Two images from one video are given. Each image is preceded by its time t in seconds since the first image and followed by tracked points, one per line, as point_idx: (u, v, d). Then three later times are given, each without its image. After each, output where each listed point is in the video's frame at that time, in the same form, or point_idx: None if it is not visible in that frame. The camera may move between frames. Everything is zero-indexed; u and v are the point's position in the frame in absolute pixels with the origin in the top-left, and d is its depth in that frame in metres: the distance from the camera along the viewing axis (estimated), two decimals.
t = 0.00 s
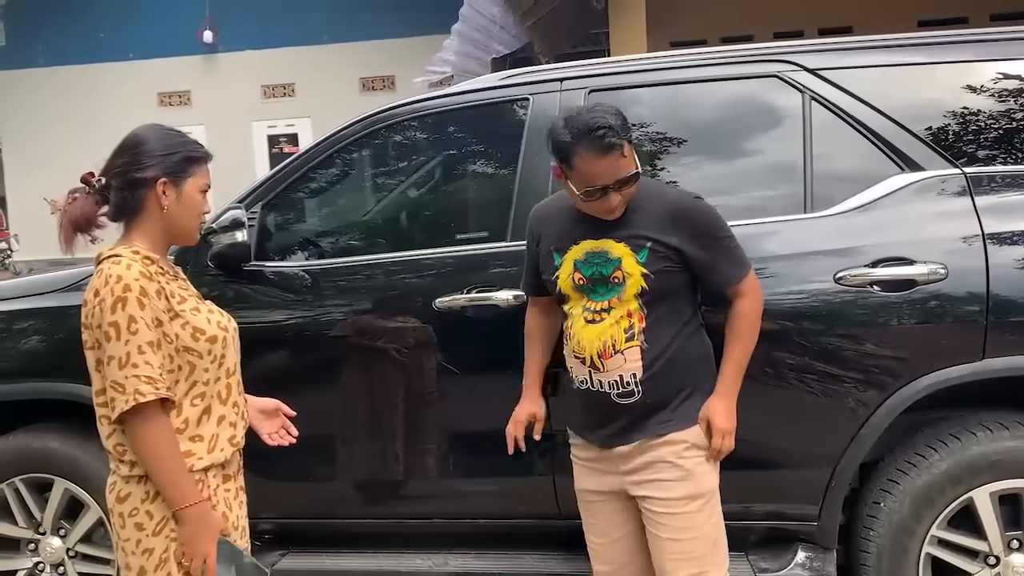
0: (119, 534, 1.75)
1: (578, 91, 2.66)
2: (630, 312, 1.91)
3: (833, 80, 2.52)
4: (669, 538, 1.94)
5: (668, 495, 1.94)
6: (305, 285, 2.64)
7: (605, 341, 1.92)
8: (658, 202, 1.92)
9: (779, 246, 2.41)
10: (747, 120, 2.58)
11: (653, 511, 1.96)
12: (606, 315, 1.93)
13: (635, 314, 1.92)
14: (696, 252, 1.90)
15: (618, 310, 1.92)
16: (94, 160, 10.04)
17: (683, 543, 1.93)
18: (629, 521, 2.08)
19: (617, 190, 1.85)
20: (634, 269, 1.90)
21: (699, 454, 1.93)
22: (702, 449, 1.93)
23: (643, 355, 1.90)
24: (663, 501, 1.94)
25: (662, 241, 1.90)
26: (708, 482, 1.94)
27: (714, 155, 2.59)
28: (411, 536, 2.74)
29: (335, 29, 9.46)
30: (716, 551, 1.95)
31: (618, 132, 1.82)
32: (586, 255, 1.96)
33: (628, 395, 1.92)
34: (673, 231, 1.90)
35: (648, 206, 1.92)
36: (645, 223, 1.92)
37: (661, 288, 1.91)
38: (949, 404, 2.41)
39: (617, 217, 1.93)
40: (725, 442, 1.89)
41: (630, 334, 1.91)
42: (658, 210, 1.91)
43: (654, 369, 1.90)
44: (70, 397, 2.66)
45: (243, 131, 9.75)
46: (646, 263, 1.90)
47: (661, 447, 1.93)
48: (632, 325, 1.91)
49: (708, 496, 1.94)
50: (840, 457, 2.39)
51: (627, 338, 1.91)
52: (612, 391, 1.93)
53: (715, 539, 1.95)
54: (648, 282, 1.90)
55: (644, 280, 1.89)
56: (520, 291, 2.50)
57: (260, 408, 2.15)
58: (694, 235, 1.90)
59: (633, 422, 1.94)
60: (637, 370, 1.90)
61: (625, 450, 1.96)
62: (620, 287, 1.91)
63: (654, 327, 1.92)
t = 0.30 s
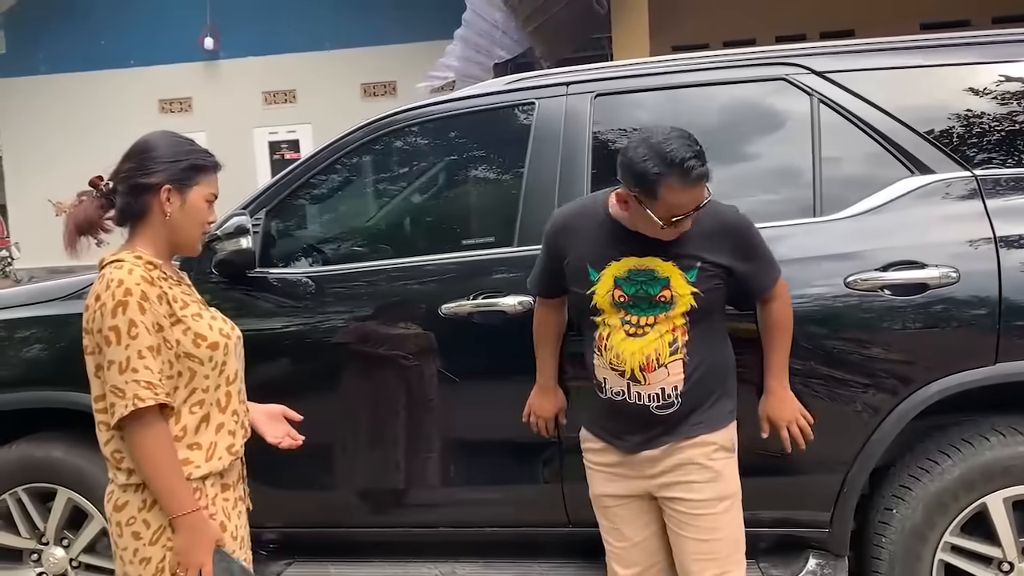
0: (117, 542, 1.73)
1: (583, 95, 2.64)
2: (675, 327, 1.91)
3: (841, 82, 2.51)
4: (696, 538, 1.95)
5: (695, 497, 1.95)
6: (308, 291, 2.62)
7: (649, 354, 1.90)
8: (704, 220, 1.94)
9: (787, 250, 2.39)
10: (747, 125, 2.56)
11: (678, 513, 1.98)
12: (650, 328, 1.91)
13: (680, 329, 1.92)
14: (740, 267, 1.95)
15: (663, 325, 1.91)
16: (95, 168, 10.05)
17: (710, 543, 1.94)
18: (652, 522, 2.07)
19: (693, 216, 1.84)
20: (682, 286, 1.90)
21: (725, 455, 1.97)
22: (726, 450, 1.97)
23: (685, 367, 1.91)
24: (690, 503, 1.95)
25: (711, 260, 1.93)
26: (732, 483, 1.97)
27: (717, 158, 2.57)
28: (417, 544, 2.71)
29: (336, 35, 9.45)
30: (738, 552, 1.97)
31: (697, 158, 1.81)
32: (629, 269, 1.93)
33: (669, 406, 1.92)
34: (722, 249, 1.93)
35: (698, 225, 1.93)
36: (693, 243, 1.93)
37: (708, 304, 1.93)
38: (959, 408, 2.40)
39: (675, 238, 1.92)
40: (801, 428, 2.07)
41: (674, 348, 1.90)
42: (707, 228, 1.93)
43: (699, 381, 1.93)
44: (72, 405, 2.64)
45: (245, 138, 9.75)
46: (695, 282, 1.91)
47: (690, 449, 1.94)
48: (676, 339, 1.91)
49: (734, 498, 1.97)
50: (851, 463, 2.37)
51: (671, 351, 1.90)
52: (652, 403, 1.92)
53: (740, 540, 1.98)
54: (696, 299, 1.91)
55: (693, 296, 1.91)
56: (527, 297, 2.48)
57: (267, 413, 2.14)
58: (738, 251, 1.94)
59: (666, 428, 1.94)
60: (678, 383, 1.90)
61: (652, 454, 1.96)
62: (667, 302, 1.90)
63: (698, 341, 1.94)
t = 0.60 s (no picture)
0: (109, 545, 1.71)
1: (581, 96, 2.63)
2: (690, 335, 1.90)
3: (840, 83, 2.50)
4: (696, 542, 1.94)
5: (699, 500, 1.93)
6: (304, 292, 2.60)
7: (661, 361, 1.89)
8: (724, 227, 1.90)
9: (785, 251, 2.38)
10: (743, 126, 2.55)
11: (680, 515, 1.97)
12: (663, 335, 1.90)
13: (694, 338, 1.91)
14: (759, 276, 1.93)
15: (677, 332, 1.90)
16: (90, 168, 10.01)
17: (710, 547, 1.93)
18: (654, 524, 2.06)
19: (660, 215, 1.81)
20: (699, 293, 1.89)
21: (730, 459, 1.95)
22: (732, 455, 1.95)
23: (697, 376, 1.90)
24: (692, 507, 1.94)
25: (729, 268, 1.90)
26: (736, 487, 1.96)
27: (714, 160, 2.56)
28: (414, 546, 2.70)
29: (332, 35, 9.43)
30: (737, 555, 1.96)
31: (674, 157, 1.76)
32: (646, 271, 1.92)
33: (677, 413, 1.91)
34: (740, 257, 1.91)
35: (717, 231, 1.90)
36: (710, 249, 1.90)
37: (723, 314, 1.91)
38: (958, 410, 2.39)
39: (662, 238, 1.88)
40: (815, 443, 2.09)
41: (687, 357, 1.90)
42: (727, 235, 1.90)
43: (708, 391, 1.91)
44: (66, 407, 2.62)
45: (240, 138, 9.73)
46: (712, 290, 1.90)
47: (697, 452, 1.92)
48: (690, 347, 1.90)
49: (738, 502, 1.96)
50: (851, 464, 2.36)
51: (683, 360, 1.89)
52: (661, 410, 1.91)
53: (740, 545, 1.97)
54: (712, 308, 1.90)
55: (709, 305, 1.90)
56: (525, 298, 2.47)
57: (259, 421, 2.12)
58: (757, 260, 1.92)
59: (673, 432, 1.93)
60: (688, 392, 1.90)
61: (657, 457, 1.95)
62: (682, 309, 1.89)
63: (709, 351, 1.92)
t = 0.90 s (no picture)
0: (81, 538, 1.69)
1: (576, 91, 2.63)
2: (674, 320, 1.85)
3: (835, 80, 2.50)
4: (690, 549, 1.89)
5: (687, 505, 1.89)
6: (298, 287, 2.59)
7: (643, 345, 1.87)
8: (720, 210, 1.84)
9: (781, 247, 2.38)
10: (739, 123, 2.55)
11: (671, 520, 1.92)
12: (648, 318, 1.87)
13: (678, 323, 1.85)
14: (751, 267, 1.83)
15: (662, 315, 1.86)
16: (83, 163, 9.96)
17: (704, 555, 1.88)
18: (647, 526, 2.04)
19: (627, 190, 1.79)
20: (683, 275, 1.83)
21: (723, 464, 1.88)
22: (725, 460, 1.88)
23: (679, 364, 1.85)
24: (682, 511, 1.90)
25: (717, 252, 1.83)
26: (730, 493, 1.88)
27: (708, 157, 2.56)
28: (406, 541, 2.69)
29: (327, 31, 9.40)
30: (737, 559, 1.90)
31: (637, 130, 1.74)
32: (636, 251, 1.90)
33: (659, 403, 1.87)
34: (731, 244, 1.82)
35: (710, 213, 1.84)
36: (701, 230, 1.84)
37: (710, 301, 1.84)
38: (950, 407, 2.40)
39: (642, 214, 1.86)
40: (781, 473, 1.82)
41: (670, 342, 1.85)
42: (721, 218, 1.83)
43: (691, 383, 1.85)
44: (57, 401, 2.60)
45: (234, 134, 9.70)
46: (697, 272, 1.83)
47: (686, 454, 1.87)
48: (673, 333, 1.85)
49: (731, 509, 1.89)
50: (844, 461, 2.37)
51: (664, 345, 1.85)
52: (643, 397, 1.89)
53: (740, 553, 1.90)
54: (696, 292, 1.83)
55: (693, 288, 1.83)
56: (520, 293, 2.46)
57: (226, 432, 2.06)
58: (751, 249, 1.82)
59: (660, 429, 1.90)
60: (670, 380, 1.85)
61: (647, 455, 1.92)
62: (666, 291, 1.85)
63: (694, 341, 1.86)
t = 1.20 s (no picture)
0: (69, 535, 1.69)
1: (572, 88, 2.63)
2: (658, 313, 1.82)
3: (830, 78, 2.50)
4: (681, 555, 1.88)
5: (675, 509, 1.87)
6: (293, 284, 2.58)
7: (628, 337, 1.85)
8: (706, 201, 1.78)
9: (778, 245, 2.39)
10: (735, 120, 2.55)
11: (661, 522, 1.91)
12: (634, 311, 1.86)
13: (662, 315, 1.82)
14: (732, 262, 1.76)
15: (647, 308, 1.84)
16: (78, 160, 9.93)
17: (694, 560, 1.86)
18: (639, 526, 2.04)
19: (595, 177, 1.80)
20: (664, 266, 1.80)
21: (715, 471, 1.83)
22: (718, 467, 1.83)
23: (662, 359, 1.82)
24: (671, 514, 1.88)
25: (698, 244, 1.77)
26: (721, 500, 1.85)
27: (703, 154, 2.56)
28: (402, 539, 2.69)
29: (323, 28, 9.38)
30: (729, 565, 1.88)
31: (598, 118, 1.75)
32: (624, 242, 1.88)
33: (644, 397, 1.85)
34: (714, 235, 1.76)
35: (696, 204, 1.79)
36: (686, 221, 1.79)
37: (691, 293, 1.79)
38: (945, 404, 2.41)
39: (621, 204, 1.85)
40: (737, 480, 1.69)
41: (653, 335, 1.83)
42: (707, 208, 1.77)
43: (676, 377, 1.81)
44: (51, 399, 2.60)
45: (229, 131, 9.68)
46: (678, 264, 1.79)
47: (676, 457, 1.84)
48: (657, 326, 1.83)
49: (721, 515, 1.86)
50: (839, 458, 2.38)
51: (648, 338, 1.83)
52: (630, 390, 1.87)
53: (731, 559, 1.87)
54: (677, 284, 1.79)
55: (672, 280, 1.79)
56: (516, 291, 2.46)
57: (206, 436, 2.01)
58: (734, 242, 1.75)
59: (650, 427, 1.87)
60: (653, 374, 1.82)
61: (639, 453, 1.90)
62: (650, 282, 1.82)
63: (678, 334, 1.82)
